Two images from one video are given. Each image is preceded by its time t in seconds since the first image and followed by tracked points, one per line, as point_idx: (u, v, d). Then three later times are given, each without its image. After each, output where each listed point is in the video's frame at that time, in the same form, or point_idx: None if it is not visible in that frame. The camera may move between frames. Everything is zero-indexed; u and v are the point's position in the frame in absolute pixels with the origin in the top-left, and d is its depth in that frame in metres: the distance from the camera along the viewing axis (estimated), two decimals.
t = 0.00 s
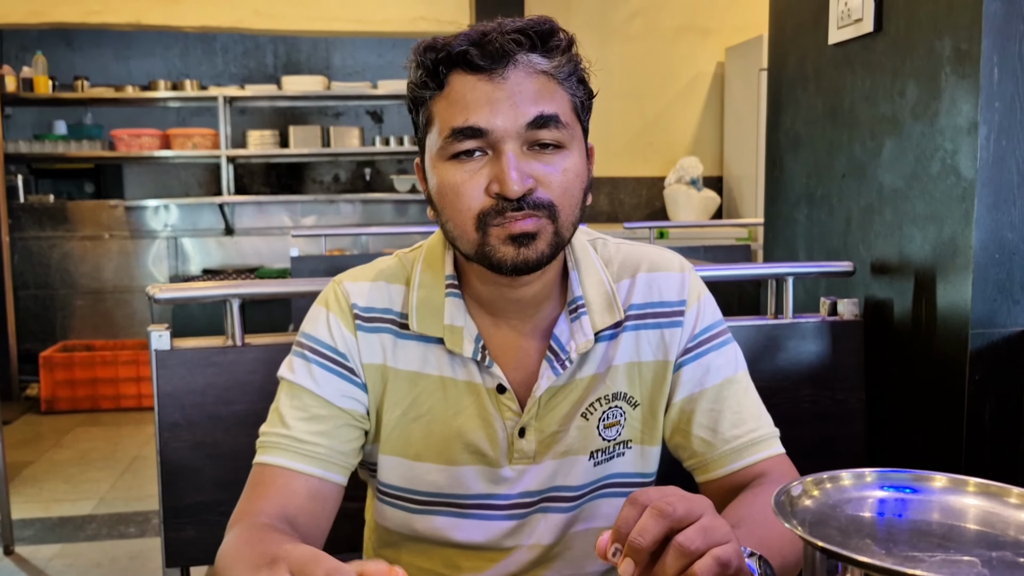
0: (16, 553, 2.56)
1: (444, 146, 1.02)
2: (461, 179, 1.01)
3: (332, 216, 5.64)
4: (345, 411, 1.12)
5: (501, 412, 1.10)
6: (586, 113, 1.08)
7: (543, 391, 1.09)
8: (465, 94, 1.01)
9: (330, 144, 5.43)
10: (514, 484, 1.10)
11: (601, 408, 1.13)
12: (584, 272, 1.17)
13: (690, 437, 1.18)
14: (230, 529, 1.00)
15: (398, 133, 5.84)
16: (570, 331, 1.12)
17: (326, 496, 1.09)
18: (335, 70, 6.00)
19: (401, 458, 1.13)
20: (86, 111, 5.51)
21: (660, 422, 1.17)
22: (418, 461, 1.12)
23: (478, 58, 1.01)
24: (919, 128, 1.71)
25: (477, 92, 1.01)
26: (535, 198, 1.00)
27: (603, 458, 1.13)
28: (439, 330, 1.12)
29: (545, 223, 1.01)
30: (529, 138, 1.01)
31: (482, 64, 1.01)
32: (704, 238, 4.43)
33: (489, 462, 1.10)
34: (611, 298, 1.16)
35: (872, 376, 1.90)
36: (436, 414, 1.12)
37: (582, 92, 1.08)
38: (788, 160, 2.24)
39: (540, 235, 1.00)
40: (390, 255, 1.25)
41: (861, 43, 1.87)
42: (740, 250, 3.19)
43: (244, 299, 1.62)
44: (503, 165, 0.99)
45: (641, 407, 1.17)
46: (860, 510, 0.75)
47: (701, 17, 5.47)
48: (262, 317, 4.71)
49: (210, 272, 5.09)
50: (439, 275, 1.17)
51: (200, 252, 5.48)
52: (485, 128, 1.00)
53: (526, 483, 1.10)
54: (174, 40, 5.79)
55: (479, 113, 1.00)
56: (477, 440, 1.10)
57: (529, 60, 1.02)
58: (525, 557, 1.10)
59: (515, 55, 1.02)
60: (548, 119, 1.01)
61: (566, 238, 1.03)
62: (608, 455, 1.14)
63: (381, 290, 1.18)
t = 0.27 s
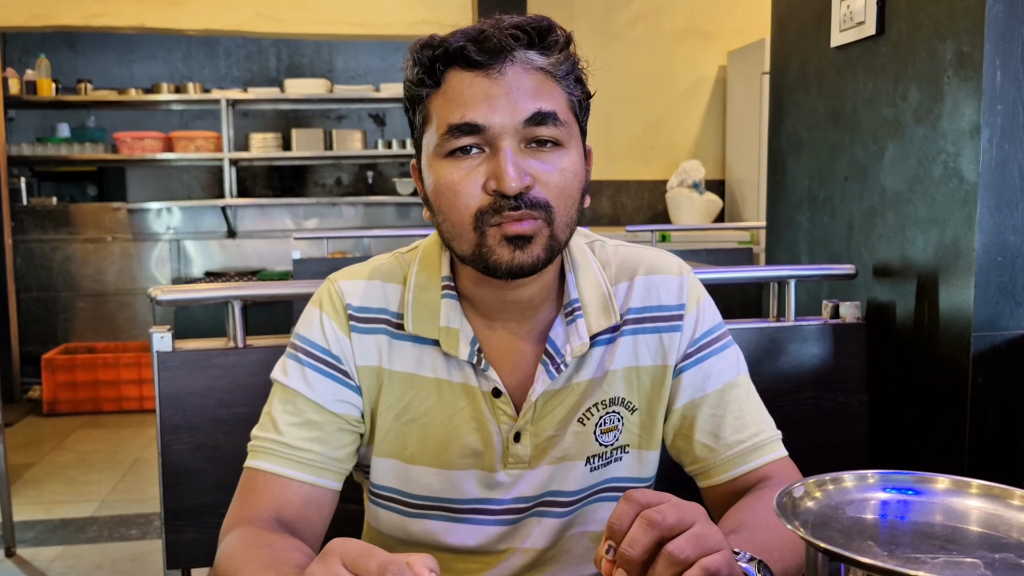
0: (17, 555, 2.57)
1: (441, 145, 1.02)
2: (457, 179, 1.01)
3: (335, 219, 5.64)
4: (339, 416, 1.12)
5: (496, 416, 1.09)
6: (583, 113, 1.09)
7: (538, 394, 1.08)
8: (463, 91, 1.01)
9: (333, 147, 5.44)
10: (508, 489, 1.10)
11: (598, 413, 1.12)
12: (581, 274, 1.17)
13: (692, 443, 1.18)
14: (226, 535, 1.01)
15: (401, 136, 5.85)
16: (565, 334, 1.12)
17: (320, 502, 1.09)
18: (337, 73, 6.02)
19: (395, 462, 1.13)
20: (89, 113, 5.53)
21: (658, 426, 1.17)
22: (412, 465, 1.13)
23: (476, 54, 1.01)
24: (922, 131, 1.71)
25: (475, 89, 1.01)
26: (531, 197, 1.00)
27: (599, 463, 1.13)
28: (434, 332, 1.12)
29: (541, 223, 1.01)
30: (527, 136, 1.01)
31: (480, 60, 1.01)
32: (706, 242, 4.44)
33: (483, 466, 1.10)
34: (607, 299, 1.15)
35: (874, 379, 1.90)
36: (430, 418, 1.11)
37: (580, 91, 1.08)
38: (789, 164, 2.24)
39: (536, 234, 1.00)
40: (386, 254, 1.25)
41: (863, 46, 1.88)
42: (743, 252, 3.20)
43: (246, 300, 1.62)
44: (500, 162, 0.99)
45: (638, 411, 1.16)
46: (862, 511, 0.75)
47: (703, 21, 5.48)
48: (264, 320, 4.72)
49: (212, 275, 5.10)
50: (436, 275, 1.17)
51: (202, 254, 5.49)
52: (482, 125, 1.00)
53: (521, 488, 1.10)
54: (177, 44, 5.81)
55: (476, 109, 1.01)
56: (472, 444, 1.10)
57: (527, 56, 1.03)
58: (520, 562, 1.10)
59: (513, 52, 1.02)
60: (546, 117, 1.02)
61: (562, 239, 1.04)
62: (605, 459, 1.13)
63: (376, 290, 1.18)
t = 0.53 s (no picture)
0: (20, 558, 2.57)
1: (437, 158, 1.02)
2: (456, 189, 1.01)
3: (337, 223, 5.65)
4: (340, 422, 1.13)
5: (497, 423, 1.09)
6: (574, 115, 1.09)
7: (539, 401, 1.08)
8: (453, 103, 1.02)
9: (335, 151, 5.46)
10: (510, 495, 1.10)
11: (599, 419, 1.12)
12: (581, 281, 1.17)
13: (692, 448, 1.18)
14: (226, 539, 1.01)
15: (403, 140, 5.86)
16: (566, 340, 1.12)
17: (320, 507, 1.10)
18: (340, 77, 6.03)
19: (396, 468, 1.14)
20: (92, 117, 5.54)
21: (659, 432, 1.17)
22: (413, 471, 1.13)
23: (462, 65, 1.02)
24: (922, 136, 1.71)
25: (463, 99, 1.02)
26: (531, 201, 1.00)
27: (601, 469, 1.13)
28: (434, 339, 1.12)
29: (542, 225, 1.01)
30: (521, 141, 1.02)
31: (466, 71, 1.02)
32: (707, 246, 4.45)
33: (484, 472, 1.10)
34: (608, 307, 1.15)
35: (876, 383, 1.90)
36: (431, 424, 1.12)
37: (569, 93, 1.09)
38: (791, 168, 2.24)
39: (538, 236, 1.00)
40: (387, 259, 1.25)
41: (865, 50, 1.88)
42: (744, 256, 3.20)
43: (248, 304, 1.62)
44: (498, 169, 1.00)
45: (639, 417, 1.16)
46: (860, 516, 0.74)
47: (705, 24, 5.48)
48: (267, 323, 4.73)
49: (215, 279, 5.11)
50: (436, 281, 1.17)
51: (205, 258, 5.51)
52: (475, 135, 1.01)
53: (522, 494, 1.10)
54: (180, 48, 5.82)
55: (467, 118, 1.01)
56: (472, 450, 1.10)
57: (512, 64, 1.03)
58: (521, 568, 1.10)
59: (499, 59, 1.03)
60: (538, 120, 1.02)
61: (564, 241, 1.04)
62: (607, 466, 1.13)
63: (377, 296, 1.18)
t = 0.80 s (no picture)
0: (23, 563, 2.57)
1: (439, 160, 1.03)
2: (455, 195, 1.01)
3: (339, 227, 5.65)
4: (341, 426, 1.13)
5: (498, 428, 1.09)
6: (583, 128, 1.09)
7: (541, 407, 1.08)
8: (459, 106, 1.02)
9: (337, 155, 5.46)
10: (510, 501, 1.10)
11: (600, 424, 1.12)
12: (583, 287, 1.17)
13: (693, 452, 1.18)
14: (227, 545, 1.01)
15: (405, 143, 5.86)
16: (568, 346, 1.12)
17: (320, 512, 1.10)
18: (342, 81, 6.04)
19: (397, 473, 1.13)
20: (94, 122, 5.56)
21: (660, 438, 1.17)
22: (414, 476, 1.13)
23: (472, 69, 1.02)
24: (924, 139, 1.71)
25: (470, 104, 1.02)
26: (529, 213, 1.00)
27: (602, 474, 1.13)
28: (435, 344, 1.12)
29: (539, 240, 1.01)
30: (524, 151, 1.01)
31: (476, 75, 1.02)
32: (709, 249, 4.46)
33: (485, 477, 1.10)
34: (610, 313, 1.15)
35: (878, 386, 1.89)
36: (432, 429, 1.12)
37: (580, 105, 1.08)
38: (792, 171, 2.24)
39: (535, 250, 1.00)
40: (388, 264, 1.25)
41: (865, 53, 1.88)
42: (746, 259, 3.20)
43: (250, 309, 1.62)
44: (497, 179, 1.00)
45: (640, 422, 1.16)
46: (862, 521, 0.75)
47: (706, 27, 5.49)
48: (269, 328, 4.73)
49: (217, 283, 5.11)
50: (437, 287, 1.17)
51: (207, 262, 5.52)
52: (479, 141, 1.01)
53: (523, 499, 1.10)
54: (182, 52, 5.84)
55: (472, 124, 1.01)
56: (473, 455, 1.10)
57: (523, 71, 1.03)
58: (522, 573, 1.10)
59: (510, 67, 1.03)
60: (542, 132, 1.02)
61: (561, 256, 1.04)
62: (607, 471, 1.13)
63: (378, 300, 1.18)
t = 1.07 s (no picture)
0: (25, 564, 2.57)
1: (439, 163, 1.02)
2: (458, 195, 1.01)
3: (341, 227, 5.65)
4: (343, 424, 1.13)
5: (503, 426, 1.09)
6: (580, 120, 1.08)
7: (546, 405, 1.08)
8: (455, 109, 1.01)
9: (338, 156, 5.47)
10: (515, 499, 1.09)
11: (604, 421, 1.12)
12: (589, 284, 1.17)
13: (695, 449, 1.18)
14: (227, 543, 1.01)
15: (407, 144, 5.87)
16: (574, 344, 1.11)
17: (321, 510, 1.09)
18: (343, 82, 6.05)
19: (400, 472, 1.13)
20: (96, 124, 5.57)
21: (664, 435, 1.17)
22: (417, 474, 1.12)
23: (465, 70, 1.01)
24: (926, 136, 1.70)
25: (466, 106, 1.01)
26: (534, 208, 1.00)
27: (606, 472, 1.12)
28: (440, 342, 1.12)
29: (544, 234, 1.01)
30: (523, 148, 1.01)
31: (469, 77, 1.01)
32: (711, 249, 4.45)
33: (489, 475, 1.09)
34: (617, 312, 1.15)
35: (881, 384, 1.89)
36: (435, 427, 1.11)
37: (575, 98, 1.08)
38: (794, 169, 2.24)
39: (540, 244, 1.00)
40: (391, 263, 1.25)
41: (867, 50, 1.88)
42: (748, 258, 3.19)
43: (251, 308, 1.62)
44: (499, 178, 0.99)
45: (644, 420, 1.16)
46: (865, 517, 0.74)
47: (707, 28, 5.49)
48: (270, 328, 4.73)
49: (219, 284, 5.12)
50: (441, 285, 1.17)
51: (209, 263, 5.52)
52: (477, 142, 1.00)
53: (528, 497, 1.09)
54: (184, 54, 5.85)
55: (469, 125, 1.01)
56: (476, 453, 1.10)
57: (517, 68, 1.02)
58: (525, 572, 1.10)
59: (502, 65, 1.02)
60: (541, 128, 1.02)
61: (567, 248, 1.04)
62: (611, 469, 1.13)
63: (381, 298, 1.18)
